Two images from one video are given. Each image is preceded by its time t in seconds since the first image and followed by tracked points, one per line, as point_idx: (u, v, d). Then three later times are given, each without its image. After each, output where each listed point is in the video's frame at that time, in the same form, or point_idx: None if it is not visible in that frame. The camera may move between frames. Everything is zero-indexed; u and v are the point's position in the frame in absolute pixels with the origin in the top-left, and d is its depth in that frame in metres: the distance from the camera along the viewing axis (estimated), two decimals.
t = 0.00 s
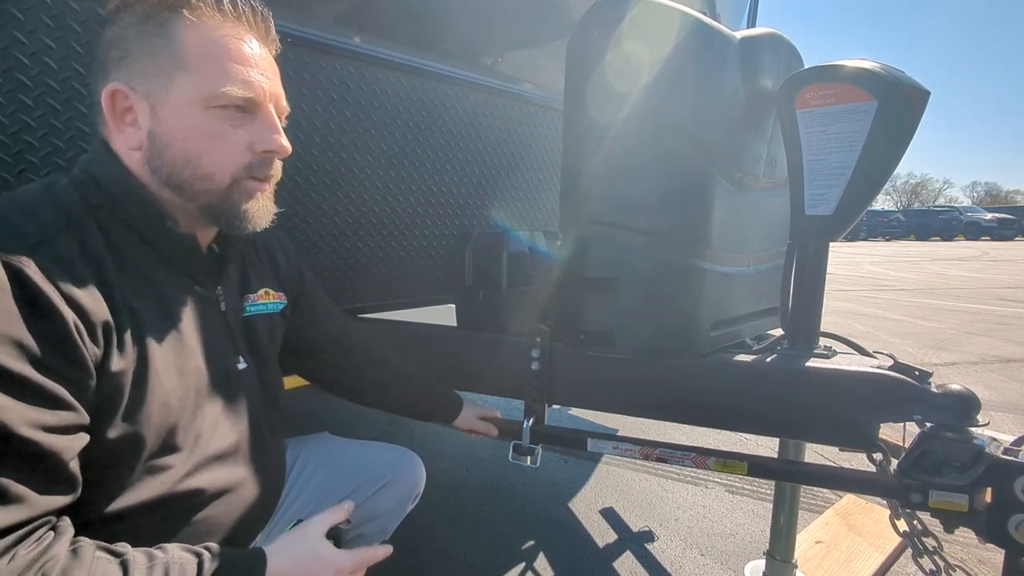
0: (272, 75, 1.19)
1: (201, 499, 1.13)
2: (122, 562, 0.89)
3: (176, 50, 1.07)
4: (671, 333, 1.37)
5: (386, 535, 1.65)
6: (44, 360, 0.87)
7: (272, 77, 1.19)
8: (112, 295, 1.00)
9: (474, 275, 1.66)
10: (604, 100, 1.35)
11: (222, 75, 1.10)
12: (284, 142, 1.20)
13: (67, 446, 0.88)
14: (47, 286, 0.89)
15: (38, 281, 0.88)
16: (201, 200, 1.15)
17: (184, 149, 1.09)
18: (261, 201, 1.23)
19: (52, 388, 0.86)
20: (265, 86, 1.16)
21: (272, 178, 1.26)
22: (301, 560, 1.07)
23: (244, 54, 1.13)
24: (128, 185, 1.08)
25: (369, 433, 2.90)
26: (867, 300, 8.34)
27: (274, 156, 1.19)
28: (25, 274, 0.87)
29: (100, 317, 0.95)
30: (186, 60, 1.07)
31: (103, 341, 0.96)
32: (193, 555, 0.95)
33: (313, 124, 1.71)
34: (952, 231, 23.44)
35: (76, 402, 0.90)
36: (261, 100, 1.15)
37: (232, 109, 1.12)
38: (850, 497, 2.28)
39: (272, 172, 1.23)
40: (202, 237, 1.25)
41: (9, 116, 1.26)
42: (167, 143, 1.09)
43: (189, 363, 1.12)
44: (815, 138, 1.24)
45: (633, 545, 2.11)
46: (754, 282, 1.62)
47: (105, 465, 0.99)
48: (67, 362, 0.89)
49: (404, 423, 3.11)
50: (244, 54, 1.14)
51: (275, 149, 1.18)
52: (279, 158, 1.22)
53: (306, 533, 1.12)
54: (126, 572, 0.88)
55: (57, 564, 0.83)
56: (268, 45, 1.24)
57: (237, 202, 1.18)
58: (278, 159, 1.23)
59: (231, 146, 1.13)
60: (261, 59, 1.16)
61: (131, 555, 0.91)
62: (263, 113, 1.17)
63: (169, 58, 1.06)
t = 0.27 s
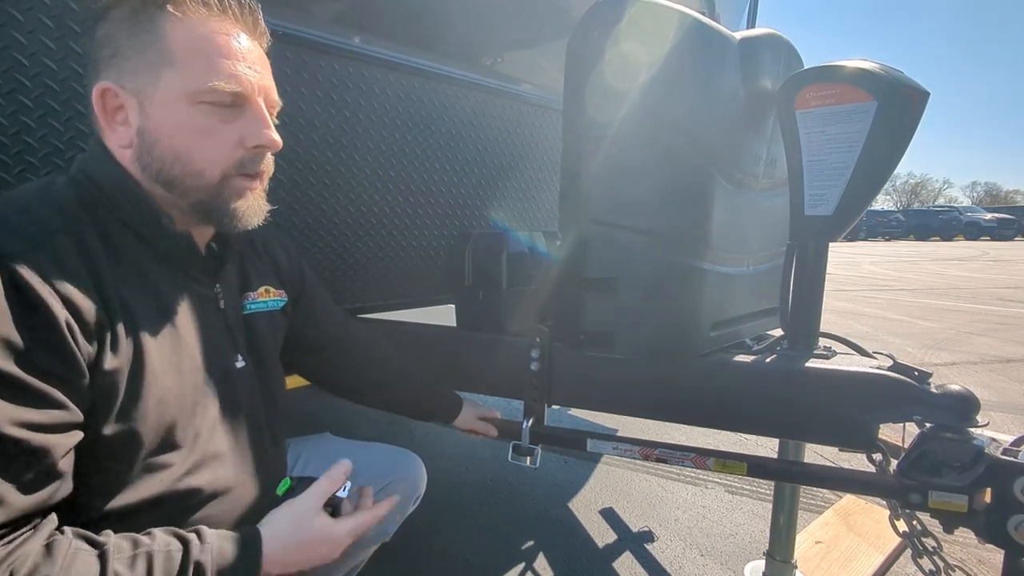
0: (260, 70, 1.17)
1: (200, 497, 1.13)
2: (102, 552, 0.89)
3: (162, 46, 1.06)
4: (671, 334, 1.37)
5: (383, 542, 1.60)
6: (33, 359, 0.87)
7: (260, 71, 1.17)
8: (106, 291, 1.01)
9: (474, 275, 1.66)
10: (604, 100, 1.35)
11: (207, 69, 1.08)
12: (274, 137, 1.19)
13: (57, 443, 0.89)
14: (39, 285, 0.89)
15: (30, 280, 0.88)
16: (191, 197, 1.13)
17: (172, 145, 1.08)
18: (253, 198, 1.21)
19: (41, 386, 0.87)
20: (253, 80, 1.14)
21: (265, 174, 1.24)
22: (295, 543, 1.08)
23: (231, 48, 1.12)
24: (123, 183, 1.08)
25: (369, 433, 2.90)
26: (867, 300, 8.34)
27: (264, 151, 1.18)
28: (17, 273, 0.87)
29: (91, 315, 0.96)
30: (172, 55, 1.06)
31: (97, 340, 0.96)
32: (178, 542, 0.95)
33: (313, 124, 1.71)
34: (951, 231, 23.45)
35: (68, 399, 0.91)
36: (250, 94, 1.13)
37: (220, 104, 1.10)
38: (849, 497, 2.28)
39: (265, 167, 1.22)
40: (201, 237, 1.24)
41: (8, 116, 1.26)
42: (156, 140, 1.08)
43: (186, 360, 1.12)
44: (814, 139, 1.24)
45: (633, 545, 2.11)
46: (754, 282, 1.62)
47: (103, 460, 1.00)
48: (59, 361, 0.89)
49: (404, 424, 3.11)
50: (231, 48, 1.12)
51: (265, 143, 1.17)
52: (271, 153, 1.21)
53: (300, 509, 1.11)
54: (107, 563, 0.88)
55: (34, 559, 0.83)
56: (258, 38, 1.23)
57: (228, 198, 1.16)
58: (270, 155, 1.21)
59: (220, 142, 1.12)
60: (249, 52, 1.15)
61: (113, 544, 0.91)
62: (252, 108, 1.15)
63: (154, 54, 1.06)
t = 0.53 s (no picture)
0: (213, 60, 1.12)
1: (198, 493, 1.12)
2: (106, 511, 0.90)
3: (107, 46, 1.04)
4: (671, 334, 1.37)
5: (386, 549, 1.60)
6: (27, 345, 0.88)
7: (213, 61, 1.12)
8: (98, 281, 1.02)
9: (474, 274, 1.66)
10: (604, 100, 1.35)
11: (150, 66, 1.05)
12: (227, 133, 1.14)
13: (62, 425, 0.90)
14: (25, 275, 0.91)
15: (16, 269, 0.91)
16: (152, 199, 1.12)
17: (123, 147, 1.07)
18: (221, 198, 1.18)
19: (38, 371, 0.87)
20: (203, 74, 1.10)
21: (233, 172, 1.21)
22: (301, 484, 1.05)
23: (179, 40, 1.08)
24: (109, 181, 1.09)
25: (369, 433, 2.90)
26: (866, 300, 8.34)
27: (216, 149, 1.13)
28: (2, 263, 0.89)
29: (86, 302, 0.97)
30: (115, 56, 1.04)
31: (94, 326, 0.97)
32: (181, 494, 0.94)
33: (312, 124, 1.71)
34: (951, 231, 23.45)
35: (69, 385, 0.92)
36: (199, 90, 1.10)
37: (163, 103, 1.07)
38: (849, 497, 2.28)
39: (228, 164, 1.18)
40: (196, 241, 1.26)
41: (8, 116, 1.26)
42: (110, 143, 1.07)
43: (182, 350, 1.12)
44: (813, 139, 1.24)
45: (632, 545, 2.11)
46: (754, 282, 1.62)
47: (104, 450, 1.01)
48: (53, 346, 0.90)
49: (404, 424, 3.11)
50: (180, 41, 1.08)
51: (217, 141, 1.13)
52: (229, 150, 1.17)
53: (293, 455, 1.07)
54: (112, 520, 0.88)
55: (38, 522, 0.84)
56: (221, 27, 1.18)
57: (185, 201, 1.13)
58: (230, 152, 1.18)
59: (168, 142, 1.09)
60: (200, 44, 1.10)
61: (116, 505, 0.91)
62: (203, 103, 1.11)
63: (101, 56, 1.05)
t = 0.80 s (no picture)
0: (214, 60, 1.13)
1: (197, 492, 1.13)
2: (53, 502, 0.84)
3: (109, 43, 1.04)
4: (671, 333, 1.37)
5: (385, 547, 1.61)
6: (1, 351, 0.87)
7: (215, 62, 1.13)
8: (93, 279, 1.03)
9: (473, 274, 1.66)
10: (604, 100, 1.35)
11: (153, 66, 1.06)
12: (226, 133, 1.15)
13: (12, 433, 0.86)
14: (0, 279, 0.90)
15: None
16: (153, 196, 1.13)
17: (124, 145, 1.08)
18: (219, 199, 1.20)
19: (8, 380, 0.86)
20: (204, 75, 1.11)
21: (229, 172, 1.22)
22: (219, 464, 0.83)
23: (184, 42, 1.09)
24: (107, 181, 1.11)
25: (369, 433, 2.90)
26: (866, 300, 8.34)
27: (216, 149, 1.15)
28: None
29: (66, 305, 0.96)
30: (117, 53, 1.05)
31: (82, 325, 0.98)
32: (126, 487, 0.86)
33: (311, 124, 1.71)
34: (951, 231, 23.45)
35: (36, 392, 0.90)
36: (200, 91, 1.11)
37: (165, 102, 1.08)
38: (848, 496, 2.28)
39: (226, 164, 1.19)
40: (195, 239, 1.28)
41: (8, 116, 1.26)
42: (110, 141, 1.08)
43: (178, 346, 1.15)
44: (813, 138, 1.24)
45: (632, 544, 2.11)
46: (753, 282, 1.62)
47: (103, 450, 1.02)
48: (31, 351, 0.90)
49: (404, 424, 3.11)
50: (184, 43, 1.09)
51: (217, 142, 1.14)
52: (228, 151, 1.18)
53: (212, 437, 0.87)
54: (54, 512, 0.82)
55: None
56: (222, 27, 1.19)
57: (184, 200, 1.16)
58: (229, 152, 1.19)
59: (168, 141, 1.10)
60: (203, 45, 1.11)
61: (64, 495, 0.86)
62: (204, 104, 1.12)
63: (102, 52, 1.05)
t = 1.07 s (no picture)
0: (233, 65, 1.15)
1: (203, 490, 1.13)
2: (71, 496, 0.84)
3: (132, 47, 1.05)
4: (670, 333, 1.37)
5: (385, 543, 1.62)
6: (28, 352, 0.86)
7: (233, 66, 1.15)
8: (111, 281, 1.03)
9: (474, 274, 1.66)
10: (602, 101, 1.36)
11: (177, 70, 1.08)
12: (245, 134, 1.18)
13: (36, 434, 0.86)
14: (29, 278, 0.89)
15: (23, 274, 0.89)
16: (173, 197, 1.16)
17: (145, 147, 1.09)
18: (236, 196, 1.24)
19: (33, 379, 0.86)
20: (225, 79, 1.13)
21: (244, 171, 1.25)
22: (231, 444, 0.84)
23: (205, 46, 1.11)
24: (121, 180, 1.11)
25: (369, 433, 2.91)
26: (866, 300, 8.34)
27: (236, 150, 1.18)
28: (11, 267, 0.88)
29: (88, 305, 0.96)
30: (140, 56, 1.05)
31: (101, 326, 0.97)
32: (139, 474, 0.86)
33: (311, 124, 1.71)
34: (951, 231, 23.46)
35: (60, 394, 0.90)
36: (222, 94, 1.13)
37: (187, 106, 1.10)
38: (847, 496, 2.28)
39: (242, 164, 1.22)
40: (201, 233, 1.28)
41: (8, 117, 1.26)
42: (131, 142, 1.09)
43: (190, 344, 1.15)
44: (812, 139, 1.24)
45: (631, 544, 2.11)
46: (752, 282, 1.63)
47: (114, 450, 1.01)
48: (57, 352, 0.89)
49: (404, 424, 3.11)
50: (204, 46, 1.10)
51: (236, 143, 1.17)
52: (245, 151, 1.21)
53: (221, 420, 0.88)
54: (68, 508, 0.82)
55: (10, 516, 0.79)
56: (237, 31, 1.21)
57: (207, 200, 1.19)
58: (246, 152, 1.22)
59: (190, 142, 1.12)
60: (224, 50, 1.13)
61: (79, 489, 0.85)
62: (224, 107, 1.14)
63: (124, 55, 1.06)
